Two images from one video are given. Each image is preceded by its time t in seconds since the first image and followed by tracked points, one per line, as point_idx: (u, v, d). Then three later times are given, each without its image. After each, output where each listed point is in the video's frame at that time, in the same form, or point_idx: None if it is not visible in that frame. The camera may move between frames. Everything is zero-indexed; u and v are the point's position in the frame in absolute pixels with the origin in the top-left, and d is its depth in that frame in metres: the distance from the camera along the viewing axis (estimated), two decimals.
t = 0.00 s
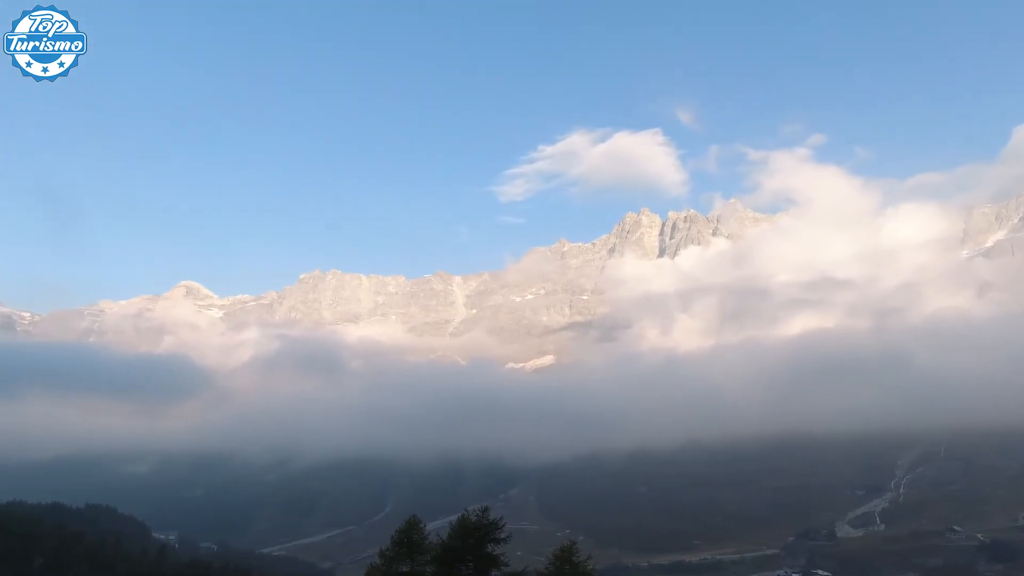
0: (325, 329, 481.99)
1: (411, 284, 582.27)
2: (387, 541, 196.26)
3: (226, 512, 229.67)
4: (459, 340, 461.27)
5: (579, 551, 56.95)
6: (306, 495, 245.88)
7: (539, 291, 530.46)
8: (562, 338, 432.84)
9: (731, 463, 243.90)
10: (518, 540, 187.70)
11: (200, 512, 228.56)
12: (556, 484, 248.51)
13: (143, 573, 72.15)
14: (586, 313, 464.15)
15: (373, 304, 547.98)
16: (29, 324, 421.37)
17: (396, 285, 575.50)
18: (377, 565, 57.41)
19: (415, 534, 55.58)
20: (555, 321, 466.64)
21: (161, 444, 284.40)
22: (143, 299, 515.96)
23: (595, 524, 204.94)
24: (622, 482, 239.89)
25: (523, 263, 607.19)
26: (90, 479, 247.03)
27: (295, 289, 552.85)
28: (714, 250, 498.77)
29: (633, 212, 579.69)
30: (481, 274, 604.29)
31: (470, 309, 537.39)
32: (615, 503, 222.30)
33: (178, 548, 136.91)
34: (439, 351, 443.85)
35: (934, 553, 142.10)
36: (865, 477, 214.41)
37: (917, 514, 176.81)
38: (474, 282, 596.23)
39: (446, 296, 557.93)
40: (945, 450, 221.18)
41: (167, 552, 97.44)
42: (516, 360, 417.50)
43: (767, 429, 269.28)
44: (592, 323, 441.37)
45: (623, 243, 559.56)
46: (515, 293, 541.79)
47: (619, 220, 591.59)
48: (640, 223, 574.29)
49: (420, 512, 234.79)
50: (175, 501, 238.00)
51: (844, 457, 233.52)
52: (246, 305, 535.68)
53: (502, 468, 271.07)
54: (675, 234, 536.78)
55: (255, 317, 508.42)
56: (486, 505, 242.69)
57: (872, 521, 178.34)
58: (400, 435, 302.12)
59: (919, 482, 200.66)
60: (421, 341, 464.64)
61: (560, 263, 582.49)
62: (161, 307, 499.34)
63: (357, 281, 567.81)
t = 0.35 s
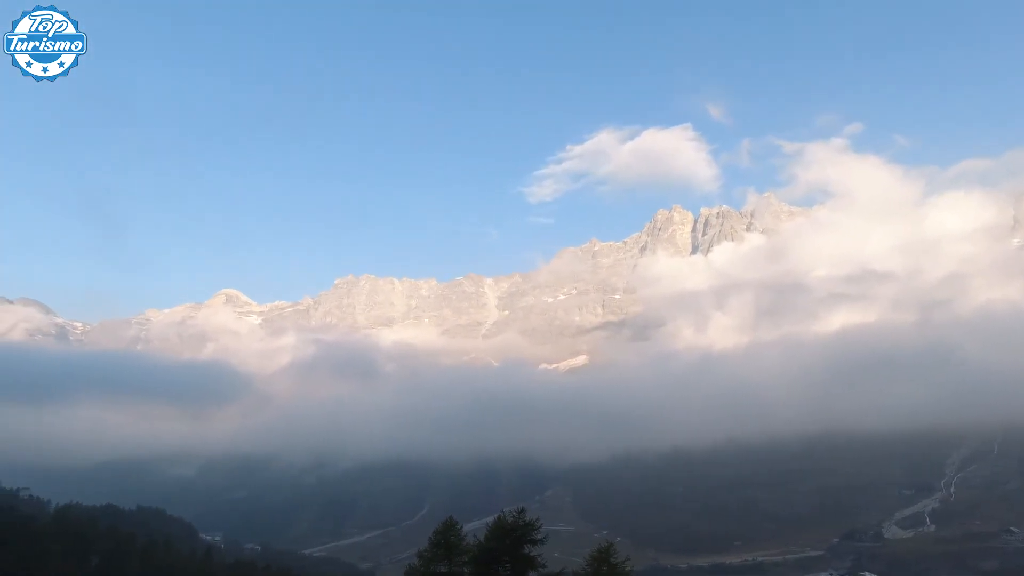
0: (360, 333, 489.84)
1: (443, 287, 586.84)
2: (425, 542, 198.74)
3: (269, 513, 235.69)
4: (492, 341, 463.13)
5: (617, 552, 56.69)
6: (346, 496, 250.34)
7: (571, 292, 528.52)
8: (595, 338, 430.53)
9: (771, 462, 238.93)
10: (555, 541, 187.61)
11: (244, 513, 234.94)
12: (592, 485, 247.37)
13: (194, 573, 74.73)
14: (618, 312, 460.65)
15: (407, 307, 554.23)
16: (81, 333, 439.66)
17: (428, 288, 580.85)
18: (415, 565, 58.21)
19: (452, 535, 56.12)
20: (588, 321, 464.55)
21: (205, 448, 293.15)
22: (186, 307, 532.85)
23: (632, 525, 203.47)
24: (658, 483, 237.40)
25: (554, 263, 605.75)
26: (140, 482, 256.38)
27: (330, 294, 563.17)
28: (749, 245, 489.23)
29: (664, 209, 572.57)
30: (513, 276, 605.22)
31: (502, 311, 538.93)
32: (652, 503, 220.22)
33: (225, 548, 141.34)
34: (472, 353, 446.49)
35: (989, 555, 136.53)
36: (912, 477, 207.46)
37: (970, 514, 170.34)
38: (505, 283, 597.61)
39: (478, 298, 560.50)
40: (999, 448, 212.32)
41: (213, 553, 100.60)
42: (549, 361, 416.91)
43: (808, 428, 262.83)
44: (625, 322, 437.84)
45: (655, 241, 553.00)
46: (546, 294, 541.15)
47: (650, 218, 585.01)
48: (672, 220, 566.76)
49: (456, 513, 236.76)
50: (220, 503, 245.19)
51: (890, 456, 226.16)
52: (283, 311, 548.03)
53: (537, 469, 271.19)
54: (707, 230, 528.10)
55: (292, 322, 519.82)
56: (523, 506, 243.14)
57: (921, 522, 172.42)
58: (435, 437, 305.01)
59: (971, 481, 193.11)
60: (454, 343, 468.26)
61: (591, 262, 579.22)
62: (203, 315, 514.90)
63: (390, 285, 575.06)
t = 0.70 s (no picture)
0: (382, 336, 493.85)
1: (464, 288, 588.83)
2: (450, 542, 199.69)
3: (297, 514, 239.11)
4: (513, 342, 463.46)
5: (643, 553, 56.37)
6: (371, 498, 252.80)
7: (592, 291, 526.13)
8: (617, 337, 428.68)
9: (799, 461, 235.41)
10: (580, 541, 187.35)
11: (273, 515, 238.73)
12: (617, 485, 246.04)
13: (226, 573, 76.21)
14: (640, 311, 457.77)
15: (428, 309, 557.22)
16: (112, 340, 450.60)
17: (449, 290, 583.00)
18: (441, 565, 58.59)
19: (477, 536, 56.38)
20: (609, 321, 462.41)
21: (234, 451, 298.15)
22: (213, 313, 542.57)
23: (658, 525, 201.98)
24: (684, 482, 235.50)
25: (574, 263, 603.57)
26: (171, 486, 261.86)
27: (352, 297, 568.54)
28: (772, 241, 482.21)
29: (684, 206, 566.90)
30: (533, 276, 604.65)
31: (523, 311, 539.02)
32: (678, 503, 218.60)
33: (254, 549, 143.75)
34: (494, 354, 447.59)
35: None
36: (946, 475, 202.60)
37: (1007, 512, 165.92)
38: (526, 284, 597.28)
39: (499, 299, 561.23)
40: None
41: (244, 554, 102.10)
42: (571, 361, 415.84)
43: (837, 426, 258.07)
44: (647, 321, 435.00)
45: (676, 238, 547.42)
46: (567, 294, 539.47)
47: (671, 215, 579.38)
48: (693, 217, 560.76)
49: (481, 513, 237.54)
50: (250, 505, 249.53)
51: (923, 454, 221.04)
52: (307, 315, 555.23)
53: (561, 469, 270.65)
54: (729, 227, 521.08)
55: (316, 326, 526.21)
56: (548, 506, 243.31)
57: (956, 521, 168.30)
58: (459, 438, 306.31)
59: (1008, 479, 187.87)
60: (476, 344, 469.70)
61: (612, 261, 575.97)
62: (229, 321, 523.65)
63: (411, 288, 578.38)
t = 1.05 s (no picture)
0: (388, 338, 494.70)
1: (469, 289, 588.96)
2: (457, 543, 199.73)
3: (304, 516, 239.95)
4: (518, 343, 463.46)
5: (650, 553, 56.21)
6: (379, 499, 253.18)
7: (597, 291, 525.32)
8: (622, 337, 428.47)
9: (807, 459, 234.41)
10: (587, 541, 187.52)
11: (281, 517, 239.47)
12: (624, 485, 245.58)
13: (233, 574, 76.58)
14: (645, 310, 457.20)
15: (433, 310, 557.80)
16: (120, 344, 453.18)
17: (454, 291, 583.27)
18: (447, 567, 58.62)
19: (484, 537, 56.44)
20: (614, 320, 461.94)
21: (241, 454, 299.25)
22: (219, 317, 544.80)
23: (666, 525, 201.60)
24: (692, 482, 234.93)
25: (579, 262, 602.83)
26: (180, 489, 262.89)
27: (357, 300, 569.67)
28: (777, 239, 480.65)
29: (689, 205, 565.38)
30: (538, 277, 604.26)
31: (528, 311, 538.87)
32: (685, 503, 218.16)
33: (262, 552, 144.05)
34: (499, 354, 447.79)
35: None
36: (956, 472, 201.33)
37: (1017, 509, 164.67)
38: (530, 284, 596.93)
39: (504, 300, 561.23)
40: None
41: (251, 555, 102.48)
42: (576, 361, 415.47)
43: (845, 424, 256.75)
44: (653, 320, 434.41)
45: (680, 237, 545.68)
46: (572, 294, 538.84)
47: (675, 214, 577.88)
48: (698, 216, 559.11)
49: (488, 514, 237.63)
50: (258, 508, 250.56)
51: (932, 451, 219.72)
52: (313, 318, 556.87)
53: (568, 470, 270.54)
54: (733, 224, 519.32)
55: (322, 328, 527.79)
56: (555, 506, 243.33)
57: (965, 518, 167.22)
58: (465, 440, 306.33)
59: (1018, 475, 186.49)
60: (481, 345, 469.85)
61: (616, 261, 575.02)
62: (236, 324, 525.93)
63: (416, 289, 578.87)
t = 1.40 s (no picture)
0: (362, 334, 490.10)
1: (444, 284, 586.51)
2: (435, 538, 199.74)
3: (279, 515, 237.32)
4: (494, 338, 463.82)
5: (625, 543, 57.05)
6: (355, 497, 251.60)
7: (572, 285, 527.84)
8: (597, 331, 431.87)
9: (777, 450, 239.93)
10: (565, 533, 189.13)
11: (256, 516, 236.47)
12: (600, 478, 248.23)
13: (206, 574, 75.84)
14: (620, 304, 461.64)
15: (408, 306, 554.33)
16: (84, 342, 440.65)
17: (429, 286, 580.13)
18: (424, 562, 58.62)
19: (461, 531, 56.66)
20: (590, 314, 465.06)
21: (213, 453, 294.02)
22: (188, 313, 533.00)
23: (641, 516, 204.56)
24: (666, 473, 238.59)
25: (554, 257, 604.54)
26: (150, 489, 257.63)
27: (331, 295, 562.78)
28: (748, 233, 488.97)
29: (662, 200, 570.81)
30: (513, 272, 604.44)
31: (503, 306, 539.12)
32: (660, 494, 221.53)
33: (237, 552, 141.99)
34: (475, 349, 447.50)
35: (998, 535, 136.88)
36: (919, 459, 208.22)
37: (976, 494, 171.11)
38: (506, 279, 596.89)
39: (479, 295, 560.45)
40: (1004, 428, 212.63)
41: (224, 555, 101.31)
42: (552, 355, 417.45)
43: (814, 415, 263.16)
44: (627, 314, 438.88)
45: (654, 232, 550.87)
46: (548, 288, 540.58)
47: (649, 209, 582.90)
48: (671, 211, 565.05)
49: (465, 509, 238.04)
50: (231, 507, 247.05)
51: (896, 440, 226.77)
52: (285, 314, 548.53)
53: (544, 463, 272.34)
54: (706, 219, 526.39)
55: (295, 325, 520.52)
56: (532, 499, 245.01)
57: (928, 504, 173.21)
58: (442, 435, 305.74)
59: (977, 461, 193.84)
60: (457, 340, 468.79)
61: (591, 255, 578.26)
62: (206, 321, 515.57)
63: (391, 285, 574.19)
